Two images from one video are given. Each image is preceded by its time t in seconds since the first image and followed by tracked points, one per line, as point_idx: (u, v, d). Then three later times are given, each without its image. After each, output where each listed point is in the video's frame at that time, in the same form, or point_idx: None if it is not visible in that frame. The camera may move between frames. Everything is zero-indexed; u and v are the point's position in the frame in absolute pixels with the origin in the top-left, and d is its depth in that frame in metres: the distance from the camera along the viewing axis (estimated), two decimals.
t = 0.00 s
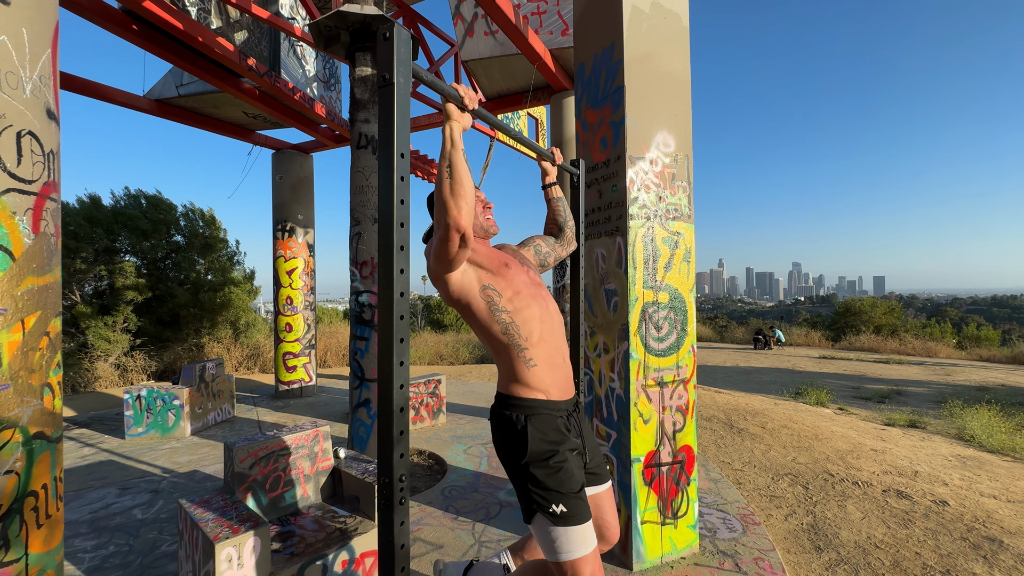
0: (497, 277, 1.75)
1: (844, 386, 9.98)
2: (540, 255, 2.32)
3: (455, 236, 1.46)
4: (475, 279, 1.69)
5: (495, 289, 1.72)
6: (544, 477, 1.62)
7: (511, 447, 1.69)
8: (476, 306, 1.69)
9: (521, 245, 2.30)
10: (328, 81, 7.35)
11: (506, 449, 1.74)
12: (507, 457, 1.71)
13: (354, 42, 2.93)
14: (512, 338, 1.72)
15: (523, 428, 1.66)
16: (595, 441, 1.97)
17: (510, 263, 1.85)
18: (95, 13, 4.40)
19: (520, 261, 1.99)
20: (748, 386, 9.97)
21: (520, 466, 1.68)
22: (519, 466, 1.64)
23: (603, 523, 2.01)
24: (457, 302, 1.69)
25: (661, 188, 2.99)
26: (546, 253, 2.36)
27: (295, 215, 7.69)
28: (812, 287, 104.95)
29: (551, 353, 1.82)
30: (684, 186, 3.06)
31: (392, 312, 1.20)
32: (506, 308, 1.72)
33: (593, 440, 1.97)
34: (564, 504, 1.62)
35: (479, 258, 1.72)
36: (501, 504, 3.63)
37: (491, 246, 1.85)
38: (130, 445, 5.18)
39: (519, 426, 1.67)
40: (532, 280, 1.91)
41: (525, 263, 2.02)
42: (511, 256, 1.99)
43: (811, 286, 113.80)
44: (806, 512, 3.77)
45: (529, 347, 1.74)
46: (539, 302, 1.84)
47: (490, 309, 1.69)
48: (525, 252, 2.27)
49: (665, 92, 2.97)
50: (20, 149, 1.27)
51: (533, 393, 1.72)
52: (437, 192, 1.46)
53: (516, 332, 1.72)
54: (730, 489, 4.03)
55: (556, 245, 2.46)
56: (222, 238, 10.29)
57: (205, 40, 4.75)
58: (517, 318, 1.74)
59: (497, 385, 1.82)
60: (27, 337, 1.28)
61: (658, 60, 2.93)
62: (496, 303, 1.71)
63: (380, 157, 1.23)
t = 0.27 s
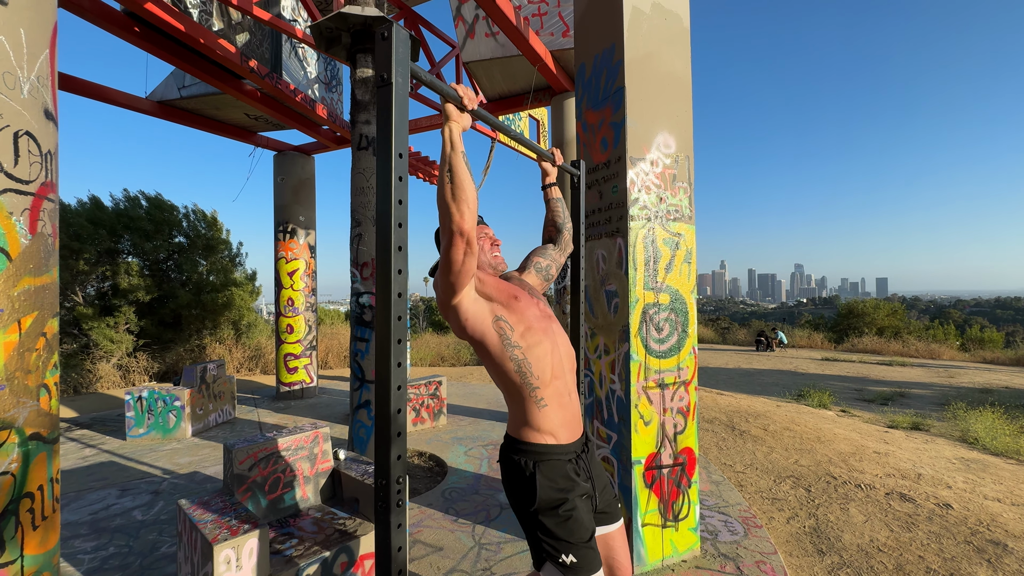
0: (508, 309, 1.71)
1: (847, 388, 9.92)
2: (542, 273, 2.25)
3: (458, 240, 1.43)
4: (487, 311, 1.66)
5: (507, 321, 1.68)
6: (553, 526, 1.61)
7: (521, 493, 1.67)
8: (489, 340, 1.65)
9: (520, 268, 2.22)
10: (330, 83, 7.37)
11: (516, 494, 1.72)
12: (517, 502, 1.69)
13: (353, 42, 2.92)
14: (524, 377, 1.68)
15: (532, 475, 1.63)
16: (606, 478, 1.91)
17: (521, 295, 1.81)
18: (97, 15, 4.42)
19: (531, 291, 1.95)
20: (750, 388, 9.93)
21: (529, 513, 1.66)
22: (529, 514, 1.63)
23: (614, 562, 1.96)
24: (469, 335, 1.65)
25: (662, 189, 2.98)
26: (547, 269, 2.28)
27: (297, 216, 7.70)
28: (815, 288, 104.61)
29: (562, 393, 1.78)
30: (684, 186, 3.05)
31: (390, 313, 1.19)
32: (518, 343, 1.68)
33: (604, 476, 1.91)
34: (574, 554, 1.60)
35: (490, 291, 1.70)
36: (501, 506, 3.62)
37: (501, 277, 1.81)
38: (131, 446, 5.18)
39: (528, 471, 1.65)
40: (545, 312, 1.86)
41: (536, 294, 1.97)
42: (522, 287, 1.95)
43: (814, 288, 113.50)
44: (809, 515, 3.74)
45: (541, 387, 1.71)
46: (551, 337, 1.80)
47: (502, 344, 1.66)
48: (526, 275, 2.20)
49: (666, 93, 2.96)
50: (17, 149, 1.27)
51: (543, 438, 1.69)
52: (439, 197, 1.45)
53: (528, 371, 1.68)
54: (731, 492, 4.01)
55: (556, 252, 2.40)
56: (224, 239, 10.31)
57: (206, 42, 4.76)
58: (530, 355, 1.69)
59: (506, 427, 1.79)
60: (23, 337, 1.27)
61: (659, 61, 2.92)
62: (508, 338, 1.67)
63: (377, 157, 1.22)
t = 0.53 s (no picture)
0: (514, 331, 1.71)
1: (850, 390, 9.88)
2: (542, 281, 2.24)
3: (460, 241, 1.42)
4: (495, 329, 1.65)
5: (513, 341, 1.67)
6: (550, 556, 1.60)
7: (518, 522, 1.66)
8: (496, 360, 1.63)
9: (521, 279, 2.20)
10: (331, 84, 7.39)
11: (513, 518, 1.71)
12: (513, 528, 1.68)
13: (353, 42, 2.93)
14: (528, 403, 1.66)
15: (530, 504, 1.62)
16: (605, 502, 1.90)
17: (527, 316, 1.80)
18: (99, 17, 4.44)
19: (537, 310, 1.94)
20: (753, 389, 9.90)
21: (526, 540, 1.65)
22: (525, 543, 1.62)
23: None
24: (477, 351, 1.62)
25: (663, 189, 2.97)
26: (548, 277, 2.26)
27: (298, 218, 7.71)
28: (817, 290, 104.36)
29: (565, 421, 1.76)
30: (686, 187, 3.04)
31: (389, 314, 1.18)
32: (523, 365, 1.67)
33: (603, 501, 1.90)
34: None
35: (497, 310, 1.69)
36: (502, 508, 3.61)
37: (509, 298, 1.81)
38: (132, 447, 5.19)
39: (526, 500, 1.63)
40: (552, 334, 1.85)
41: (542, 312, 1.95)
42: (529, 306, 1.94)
43: (816, 289, 113.20)
44: (811, 517, 3.72)
45: (543, 414, 1.69)
46: (556, 361, 1.79)
47: (508, 365, 1.64)
48: (528, 284, 2.20)
49: (667, 93, 2.95)
50: (16, 149, 1.27)
51: (544, 466, 1.67)
52: (440, 198, 1.45)
53: (531, 397, 1.66)
54: (733, 494, 3.99)
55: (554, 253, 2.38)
56: (226, 240, 10.33)
57: (208, 43, 4.78)
58: (534, 379, 1.68)
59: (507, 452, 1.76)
60: (22, 338, 1.27)
61: (660, 61, 2.92)
62: (515, 358, 1.65)
63: (377, 158, 1.22)
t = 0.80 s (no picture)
0: (494, 305, 1.72)
1: (853, 391, 9.85)
2: (536, 271, 2.24)
3: (451, 243, 1.42)
4: (475, 305, 1.66)
5: (492, 316, 1.69)
6: (539, 509, 1.59)
7: (506, 479, 1.66)
8: (474, 334, 1.65)
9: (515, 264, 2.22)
10: (333, 85, 7.40)
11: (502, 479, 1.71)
12: (502, 487, 1.68)
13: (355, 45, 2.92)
14: (508, 371, 1.67)
15: (517, 460, 1.62)
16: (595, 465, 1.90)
17: (508, 293, 1.82)
18: (102, 19, 4.45)
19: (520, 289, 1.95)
20: (755, 390, 9.88)
21: (515, 497, 1.65)
22: (514, 498, 1.62)
23: (606, 551, 1.92)
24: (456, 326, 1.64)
25: (664, 191, 2.96)
26: (542, 267, 2.27)
27: (300, 219, 7.72)
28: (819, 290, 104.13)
29: (549, 385, 1.76)
30: (687, 188, 3.03)
31: (389, 315, 1.18)
32: (502, 339, 1.68)
33: (592, 464, 1.90)
34: (559, 536, 1.59)
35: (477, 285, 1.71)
36: (503, 509, 3.60)
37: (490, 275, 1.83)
38: (134, 447, 5.20)
39: (513, 457, 1.64)
40: (532, 310, 1.87)
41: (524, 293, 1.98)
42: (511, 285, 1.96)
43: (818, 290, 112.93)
44: (814, 519, 3.70)
45: (525, 379, 1.69)
46: (537, 333, 1.80)
47: (486, 338, 1.66)
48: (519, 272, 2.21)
49: (668, 94, 2.95)
50: (18, 151, 1.27)
51: (528, 425, 1.67)
52: (434, 198, 1.44)
53: (511, 365, 1.67)
54: (735, 496, 3.98)
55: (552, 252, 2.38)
56: (229, 241, 10.36)
57: (210, 45, 4.80)
58: (514, 349, 1.69)
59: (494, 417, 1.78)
60: (23, 339, 1.27)
61: (661, 62, 2.91)
62: (493, 332, 1.67)
63: (377, 160, 1.22)
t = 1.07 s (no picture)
0: (469, 251, 1.78)
1: (855, 392, 9.83)
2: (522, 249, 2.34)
3: (430, 243, 1.48)
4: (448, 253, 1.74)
5: (466, 263, 1.75)
6: (528, 427, 1.61)
7: (493, 403, 1.69)
8: (448, 279, 1.72)
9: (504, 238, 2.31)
10: (335, 87, 7.42)
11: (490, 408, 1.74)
12: (491, 414, 1.70)
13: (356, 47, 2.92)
14: (483, 308, 1.73)
15: (503, 382, 1.66)
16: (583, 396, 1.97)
17: (485, 241, 1.88)
18: (105, 22, 4.47)
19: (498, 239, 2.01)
20: (757, 391, 9.86)
21: (504, 421, 1.67)
22: (503, 420, 1.64)
23: (599, 478, 1.99)
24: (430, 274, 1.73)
25: (666, 192, 2.95)
26: (529, 248, 2.36)
27: (302, 220, 7.73)
28: (822, 290, 103.89)
29: (526, 317, 1.81)
30: (689, 189, 3.03)
31: (388, 318, 1.18)
32: (476, 281, 1.74)
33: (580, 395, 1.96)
34: (550, 450, 1.61)
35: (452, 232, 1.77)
36: (504, 510, 3.59)
37: (467, 223, 1.89)
38: (137, 448, 5.21)
39: (499, 380, 1.67)
40: (508, 258, 1.92)
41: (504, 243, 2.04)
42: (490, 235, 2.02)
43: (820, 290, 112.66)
44: (817, 521, 3.69)
45: (501, 314, 1.74)
46: (513, 275, 1.85)
47: (460, 282, 1.72)
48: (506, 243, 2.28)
49: (670, 95, 2.95)
50: (20, 154, 1.27)
51: (511, 352, 1.71)
52: (422, 198, 1.48)
53: (486, 303, 1.73)
54: (738, 497, 3.97)
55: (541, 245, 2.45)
56: (231, 243, 10.38)
57: (212, 47, 4.81)
58: (488, 289, 1.75)
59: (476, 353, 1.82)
60: (25, 342, 1.28)
61: (662, 64, 2.91)
62: (466, 276, 1.73)
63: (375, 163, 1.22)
